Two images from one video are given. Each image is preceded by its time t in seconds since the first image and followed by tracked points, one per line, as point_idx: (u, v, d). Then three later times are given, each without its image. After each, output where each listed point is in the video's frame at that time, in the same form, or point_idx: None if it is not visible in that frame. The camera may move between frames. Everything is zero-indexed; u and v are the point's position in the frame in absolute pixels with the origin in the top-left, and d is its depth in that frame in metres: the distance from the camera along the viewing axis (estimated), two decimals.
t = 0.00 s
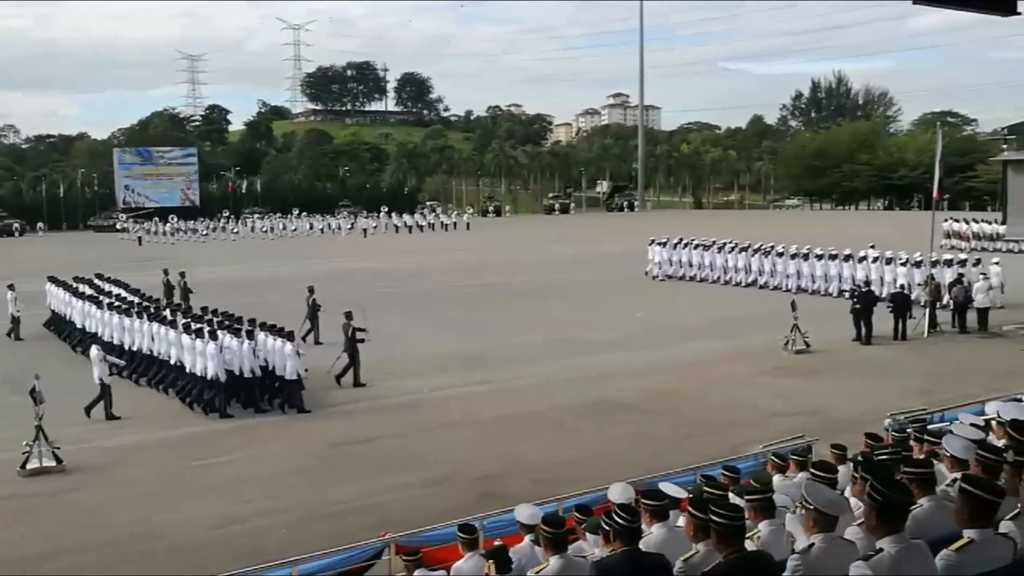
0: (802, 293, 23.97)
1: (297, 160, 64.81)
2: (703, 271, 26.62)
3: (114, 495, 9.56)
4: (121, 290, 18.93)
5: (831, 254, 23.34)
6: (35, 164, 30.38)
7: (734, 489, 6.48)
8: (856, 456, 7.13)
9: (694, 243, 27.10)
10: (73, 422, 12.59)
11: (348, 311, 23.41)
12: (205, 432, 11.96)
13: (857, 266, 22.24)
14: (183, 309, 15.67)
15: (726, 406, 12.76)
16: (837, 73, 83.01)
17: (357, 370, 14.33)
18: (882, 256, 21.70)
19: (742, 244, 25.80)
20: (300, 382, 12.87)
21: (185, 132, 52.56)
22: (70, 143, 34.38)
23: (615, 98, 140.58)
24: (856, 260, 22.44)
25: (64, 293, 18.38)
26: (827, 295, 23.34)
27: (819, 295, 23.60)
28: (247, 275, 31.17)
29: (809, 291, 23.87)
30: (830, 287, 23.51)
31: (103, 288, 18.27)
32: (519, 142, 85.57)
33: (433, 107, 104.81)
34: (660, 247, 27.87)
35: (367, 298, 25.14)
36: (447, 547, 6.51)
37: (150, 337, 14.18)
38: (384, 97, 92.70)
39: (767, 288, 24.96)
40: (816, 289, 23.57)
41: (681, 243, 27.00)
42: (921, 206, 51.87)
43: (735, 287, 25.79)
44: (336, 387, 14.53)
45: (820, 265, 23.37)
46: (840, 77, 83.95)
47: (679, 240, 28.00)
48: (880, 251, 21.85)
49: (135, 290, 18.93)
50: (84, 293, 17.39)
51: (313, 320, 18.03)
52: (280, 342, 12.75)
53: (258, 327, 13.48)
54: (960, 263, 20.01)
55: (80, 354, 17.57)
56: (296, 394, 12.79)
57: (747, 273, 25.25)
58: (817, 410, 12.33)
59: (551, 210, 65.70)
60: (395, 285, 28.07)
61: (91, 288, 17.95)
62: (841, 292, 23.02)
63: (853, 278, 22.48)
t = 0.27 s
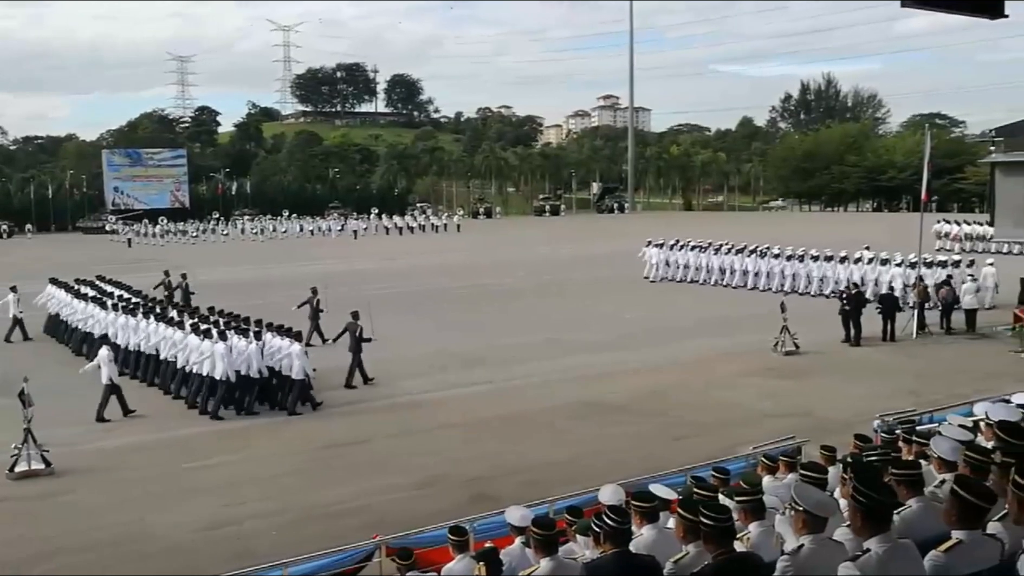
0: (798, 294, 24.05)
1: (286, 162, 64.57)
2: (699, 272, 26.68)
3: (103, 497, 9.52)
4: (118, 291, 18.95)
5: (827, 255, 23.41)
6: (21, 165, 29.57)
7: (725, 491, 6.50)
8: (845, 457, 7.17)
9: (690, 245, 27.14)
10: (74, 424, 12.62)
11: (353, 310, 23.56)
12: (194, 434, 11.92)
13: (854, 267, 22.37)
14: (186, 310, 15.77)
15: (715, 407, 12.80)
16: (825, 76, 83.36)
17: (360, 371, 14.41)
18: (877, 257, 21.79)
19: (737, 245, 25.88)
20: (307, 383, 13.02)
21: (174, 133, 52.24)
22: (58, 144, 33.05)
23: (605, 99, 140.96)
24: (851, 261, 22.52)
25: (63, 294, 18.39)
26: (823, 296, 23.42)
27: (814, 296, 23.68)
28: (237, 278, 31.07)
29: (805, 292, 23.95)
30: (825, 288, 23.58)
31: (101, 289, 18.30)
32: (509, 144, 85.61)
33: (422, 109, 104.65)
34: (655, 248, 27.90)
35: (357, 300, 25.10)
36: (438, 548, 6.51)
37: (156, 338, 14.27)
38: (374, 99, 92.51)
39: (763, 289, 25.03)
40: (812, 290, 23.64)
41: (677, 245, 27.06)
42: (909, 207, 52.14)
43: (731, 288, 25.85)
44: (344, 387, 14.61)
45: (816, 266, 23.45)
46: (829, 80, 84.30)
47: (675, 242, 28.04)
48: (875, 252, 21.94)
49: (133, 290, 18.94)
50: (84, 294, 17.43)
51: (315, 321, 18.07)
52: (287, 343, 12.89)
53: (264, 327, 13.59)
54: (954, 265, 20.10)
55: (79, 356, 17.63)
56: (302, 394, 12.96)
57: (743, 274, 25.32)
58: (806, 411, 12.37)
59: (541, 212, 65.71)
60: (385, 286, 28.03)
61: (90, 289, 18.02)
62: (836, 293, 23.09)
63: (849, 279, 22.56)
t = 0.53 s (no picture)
0: (786, 293, 24.17)
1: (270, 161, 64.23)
2: (688, 271, 26.79)
3: (86, 499, 9.46)
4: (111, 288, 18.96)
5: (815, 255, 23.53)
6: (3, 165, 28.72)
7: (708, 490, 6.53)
8: (827, 457, 7.21)
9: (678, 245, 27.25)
10: (61, 423, 12.58)
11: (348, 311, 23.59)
12: (176, 435, 11.85)
13: (839, 267, 22.51)
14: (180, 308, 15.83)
15: (698, 407, 12.85)
16: (808, 78, 83.83)
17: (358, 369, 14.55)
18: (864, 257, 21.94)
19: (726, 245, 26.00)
20: (303, 380, 13.11)
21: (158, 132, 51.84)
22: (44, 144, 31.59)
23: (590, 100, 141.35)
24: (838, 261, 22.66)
25: (56, 291, 18.40)
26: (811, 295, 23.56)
27: (802, 295, 23.82)
28: (221, 277, 30.95)
29: (793, 292, 24.08)
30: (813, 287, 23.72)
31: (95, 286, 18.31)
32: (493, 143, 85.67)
33: (406, 108, 104.46)
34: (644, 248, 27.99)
35: (342, 300, 25.04)
36: (421, 549, 6.51)
37: (151, 336, 14.33)
38: (358, 98, 92.16)
39: (751, 288, 25.14)
40: (800, 289, 23.78)
41: (666, 244, 27.16)
42: (891, 208, 52.52)
43: (720, 288, 25.96)
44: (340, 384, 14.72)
45: (804, 266, 23.58)
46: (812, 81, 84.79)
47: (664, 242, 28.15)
48: (861, 252, 22.08)
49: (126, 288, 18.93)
50: (77, 292, 17.46)
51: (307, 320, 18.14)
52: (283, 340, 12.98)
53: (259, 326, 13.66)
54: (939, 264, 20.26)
55: (72, 353, 17.69)
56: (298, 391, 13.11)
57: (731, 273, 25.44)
58: (788, 411, 12.44)
59: (525, 212, 65.71)
60: (370, 286, 27.98)
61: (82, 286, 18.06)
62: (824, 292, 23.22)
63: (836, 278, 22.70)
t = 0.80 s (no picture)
0: (776, 293, 24.28)
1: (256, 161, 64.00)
2: (679, 271, 26.87)
3: (69, 500, 9.41)
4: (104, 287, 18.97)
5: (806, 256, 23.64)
6: None
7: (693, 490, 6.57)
8: (811, 456, 7.25)
9: (669, 245, 27.35)
10: (52, 423, 12.55)
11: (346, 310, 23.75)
12: (161, 436, 11.80)
13: (833, 269, 22.76)
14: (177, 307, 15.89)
15: (683, 407, 12.89)
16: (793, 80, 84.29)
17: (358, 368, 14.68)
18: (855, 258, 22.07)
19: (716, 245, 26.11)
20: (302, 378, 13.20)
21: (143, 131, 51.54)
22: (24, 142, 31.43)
23: (577, 100, 141.87)
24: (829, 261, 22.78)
25: (50, 291, 18.40)
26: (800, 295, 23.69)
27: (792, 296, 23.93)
28: (206, 277, 30.81)
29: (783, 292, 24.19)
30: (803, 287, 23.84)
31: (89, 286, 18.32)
32: (480, 143, 85.72)
33: (393, 109, 104.34)
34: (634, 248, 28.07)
35: (328, 300, 25.01)
36: (406, 549, 6.52)
37: (149, 335, 14.38)
38: (344, 97, 92.09)
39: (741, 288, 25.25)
40: (790, 289, 23.89)
41: (657, 244, 27.25)
42: (875, 210, 52.89)
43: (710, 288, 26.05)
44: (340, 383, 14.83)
45: (795, 266, 23.68)
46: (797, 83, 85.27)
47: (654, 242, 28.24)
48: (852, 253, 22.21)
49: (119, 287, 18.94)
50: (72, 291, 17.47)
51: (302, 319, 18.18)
52: (282, 339, 13.06)
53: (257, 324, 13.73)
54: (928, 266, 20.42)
55: (68, 354, 17.68)
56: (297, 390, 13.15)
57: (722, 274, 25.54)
58: (772, 411, 12.50)
59: (512, 212, 65.74)
60: (356, 287, 27.94)
61: (76, 287, 18.05)
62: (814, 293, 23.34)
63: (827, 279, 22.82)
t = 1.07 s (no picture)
0: (768, 293, 24.36)
1: (241, 161, 63.61)
2: (670, 272, 26.97)
3: (52, 502, 9.34)
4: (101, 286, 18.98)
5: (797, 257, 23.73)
6: None
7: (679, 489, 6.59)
8: (795, 456, 7.29)
9: (660, 246, 27.44)
10: (40, 424, 12.52)
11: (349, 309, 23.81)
12: (146, 437, 11.75)
13: (819, 269, 22.85)
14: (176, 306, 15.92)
15: (669, 408, 12.93)
16: (778, 81, 84.71)
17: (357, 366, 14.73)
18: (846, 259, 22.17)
19: (708, 246, 26.20)
20: (304, 378, 13.29)
21: (126, 131, 51.21)
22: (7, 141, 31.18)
23: (563, 101, 141.96)
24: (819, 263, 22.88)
25: (47, 291, 18.40)
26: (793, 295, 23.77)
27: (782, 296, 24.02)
28: (191, 278, 30.67)
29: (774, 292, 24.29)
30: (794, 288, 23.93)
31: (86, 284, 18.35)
32: (466, 144, 85.65)
33: (379, 109, 104.13)
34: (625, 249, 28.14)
35: (314, 300, 24.95)
36: (391, 550, 6.52)
37: (151, 335, 14.44)
38: (329, 98, 91.89)
39: (732, 289, 25.34)
40: (781, 291, 24.00)
41: (649, 245, 27.33)
42: (859, 211, 53.20)
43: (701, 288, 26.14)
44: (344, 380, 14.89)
45: (786, 267, 23.79)
46: (781, 85, 85.66)
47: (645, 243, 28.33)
48: (843, 254, 22.31)
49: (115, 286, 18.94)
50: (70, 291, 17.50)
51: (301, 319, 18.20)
52: (284, 339, 13.15)
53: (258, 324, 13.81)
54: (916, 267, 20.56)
55: (67, 353, 17.71)
56: (299, 389, 13.21)
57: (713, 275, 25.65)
58: (757, 412, 12.55)
59: (497, 213, 65.80)
60: (342, 287, 27.91)
61: (74, 286, 18.06)
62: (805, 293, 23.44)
63: (818, 279, 22.92)
